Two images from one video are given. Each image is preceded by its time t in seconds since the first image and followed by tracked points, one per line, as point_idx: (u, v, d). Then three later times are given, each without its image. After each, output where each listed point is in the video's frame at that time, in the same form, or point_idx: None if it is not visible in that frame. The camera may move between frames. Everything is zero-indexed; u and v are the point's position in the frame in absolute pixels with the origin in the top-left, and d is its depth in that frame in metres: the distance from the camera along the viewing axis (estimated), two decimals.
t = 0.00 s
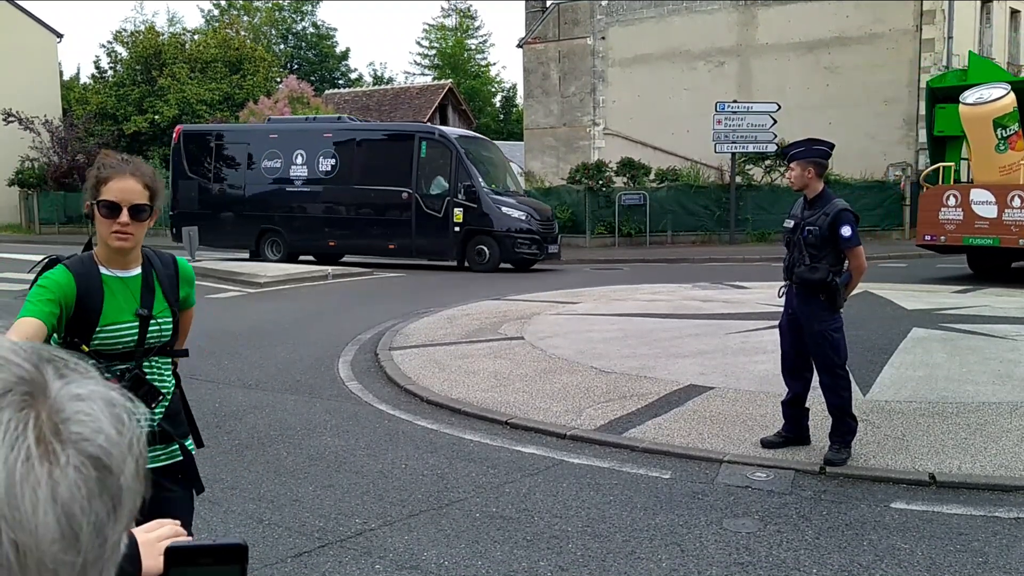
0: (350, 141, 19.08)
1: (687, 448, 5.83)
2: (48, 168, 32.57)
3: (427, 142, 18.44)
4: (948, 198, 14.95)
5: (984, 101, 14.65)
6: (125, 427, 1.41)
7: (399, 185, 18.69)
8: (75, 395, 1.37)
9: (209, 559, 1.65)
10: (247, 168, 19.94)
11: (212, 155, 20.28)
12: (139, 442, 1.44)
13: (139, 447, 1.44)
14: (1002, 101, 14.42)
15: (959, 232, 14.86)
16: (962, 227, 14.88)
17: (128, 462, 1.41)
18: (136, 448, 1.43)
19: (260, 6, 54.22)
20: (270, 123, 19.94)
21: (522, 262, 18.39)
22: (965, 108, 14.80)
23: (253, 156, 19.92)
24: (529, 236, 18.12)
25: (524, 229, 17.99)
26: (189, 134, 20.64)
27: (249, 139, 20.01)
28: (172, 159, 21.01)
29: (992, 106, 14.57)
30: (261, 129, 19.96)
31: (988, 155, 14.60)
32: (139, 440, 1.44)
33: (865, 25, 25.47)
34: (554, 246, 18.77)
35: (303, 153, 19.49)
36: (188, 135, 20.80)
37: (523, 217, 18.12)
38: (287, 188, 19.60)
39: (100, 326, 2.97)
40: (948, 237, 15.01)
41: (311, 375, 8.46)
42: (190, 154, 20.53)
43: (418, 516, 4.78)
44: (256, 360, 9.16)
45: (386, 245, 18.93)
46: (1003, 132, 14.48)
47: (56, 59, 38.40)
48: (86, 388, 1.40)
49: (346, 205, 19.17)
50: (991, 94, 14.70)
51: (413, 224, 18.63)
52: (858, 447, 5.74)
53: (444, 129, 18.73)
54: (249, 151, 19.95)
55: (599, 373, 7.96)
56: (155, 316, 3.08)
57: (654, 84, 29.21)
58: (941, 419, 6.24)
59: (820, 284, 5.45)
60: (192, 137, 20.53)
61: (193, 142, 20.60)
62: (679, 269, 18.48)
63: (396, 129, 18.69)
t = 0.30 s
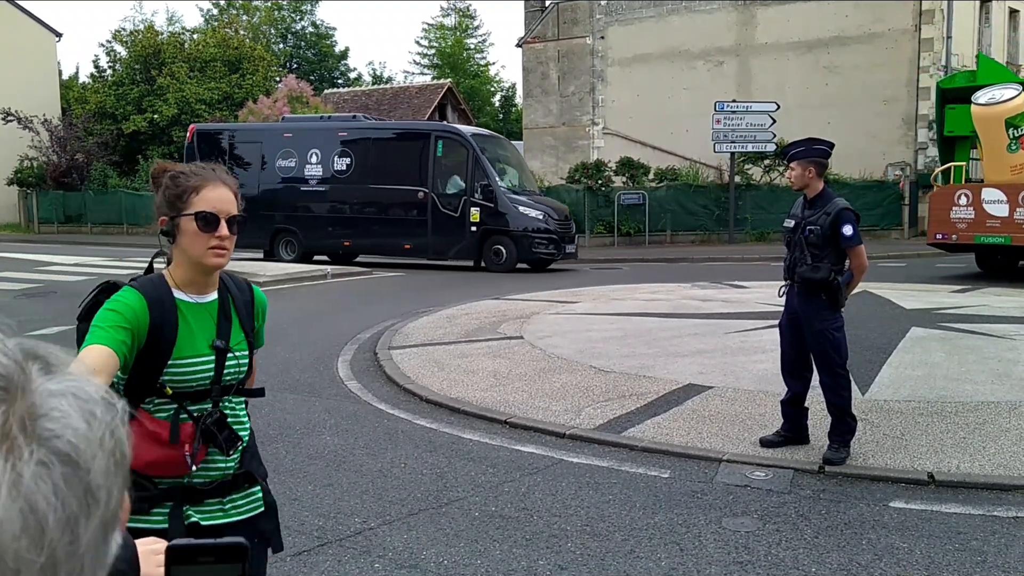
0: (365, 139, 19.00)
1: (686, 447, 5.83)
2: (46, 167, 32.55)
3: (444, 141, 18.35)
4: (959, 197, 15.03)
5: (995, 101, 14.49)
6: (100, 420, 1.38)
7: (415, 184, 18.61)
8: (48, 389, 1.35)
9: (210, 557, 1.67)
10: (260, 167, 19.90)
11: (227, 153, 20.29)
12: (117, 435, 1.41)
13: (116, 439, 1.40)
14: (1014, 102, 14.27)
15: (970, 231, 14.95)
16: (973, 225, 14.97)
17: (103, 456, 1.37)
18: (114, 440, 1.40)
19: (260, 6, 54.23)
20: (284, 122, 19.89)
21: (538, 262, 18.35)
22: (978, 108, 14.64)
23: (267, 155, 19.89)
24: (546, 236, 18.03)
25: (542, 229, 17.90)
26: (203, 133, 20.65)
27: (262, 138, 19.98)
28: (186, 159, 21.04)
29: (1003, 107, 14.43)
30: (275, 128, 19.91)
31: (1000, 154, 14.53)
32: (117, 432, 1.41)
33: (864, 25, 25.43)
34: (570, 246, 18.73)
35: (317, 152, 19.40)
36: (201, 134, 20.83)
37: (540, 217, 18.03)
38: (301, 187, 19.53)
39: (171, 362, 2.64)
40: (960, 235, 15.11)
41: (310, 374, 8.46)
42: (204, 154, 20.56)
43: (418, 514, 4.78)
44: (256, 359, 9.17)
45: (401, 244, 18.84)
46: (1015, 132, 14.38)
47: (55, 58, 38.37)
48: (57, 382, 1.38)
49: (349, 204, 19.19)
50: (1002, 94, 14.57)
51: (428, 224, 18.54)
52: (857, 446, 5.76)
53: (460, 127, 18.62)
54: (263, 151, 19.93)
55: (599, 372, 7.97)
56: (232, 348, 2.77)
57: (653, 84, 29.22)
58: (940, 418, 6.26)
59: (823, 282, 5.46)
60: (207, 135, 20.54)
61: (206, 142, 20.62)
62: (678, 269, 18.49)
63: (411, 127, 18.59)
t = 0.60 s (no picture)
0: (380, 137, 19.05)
1: (684, 446, 5.84)
2: (44, 166, 32.59)
3: (459, 140, 18.19)
4: (970, 196, 15.05)
5: (1009, 102, 14.46)
6: (52, 419, 1.17)
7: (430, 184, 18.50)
8: None
9: (206, 553, 1.59)
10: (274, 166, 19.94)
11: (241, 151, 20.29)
12: (72, 434, 1.19)
13: (73, 437, 1.19)
14: None
15: (980, 229, 14.99)
16: (983, 224, 14.99)
17: (55, 459, 1.17)
18: (69, 440, 1.19)
19: (258, 5, 54.26)
20: (297, 121, 19.92)
21: (555, 262, 17.91)
22: (991, 109, 14.63)
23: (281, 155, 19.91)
24: (562, 236, 17.60)
25: (559, 229, 17.50)
26: (216, 132, 20.67)
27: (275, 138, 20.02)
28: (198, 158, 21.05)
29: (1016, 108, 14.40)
30: (288, 127, 19.95)
31: (1012, 154, 14.49)
32: (74, 430, 1.20)
33: (862, 25, 25.43)
34: (588, 247, 18.12)
35: (332, 151, 19.49)
36: (213, 134, 20.86)
37: (556, 217, 17.63)
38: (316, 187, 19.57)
39: (272, 404, 2.29)
40: (970, 234, 15.16)
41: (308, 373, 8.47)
42: (217, 153, 20.59)
43: (414, 514, 4.78)
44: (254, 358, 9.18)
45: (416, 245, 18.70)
46: None
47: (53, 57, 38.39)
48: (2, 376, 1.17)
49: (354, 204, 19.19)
50: (1015, 95, 14.52)
51: (443, 224, 18.38)
52: (854, 445, 5.76)
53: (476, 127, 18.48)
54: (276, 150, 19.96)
55: (596, 371, 7.98)
56: (341, 379, 2.42)
57: (651, 84, 29.25)
58: (937, 417, 6.27)
59: (822, 282, 5.46)
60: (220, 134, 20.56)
61: (219, 141, 20.65)
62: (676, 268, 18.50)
63: (428, 127, 18.53)
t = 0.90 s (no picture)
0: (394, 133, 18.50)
1: (679, 445, 5.85)
2: (38, 166, 32.53)
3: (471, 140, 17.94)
4: (974, 194, 15.11)
5: (1014, 102, 14.54)
6: (51, 413, 1.27)
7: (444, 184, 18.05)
8: None
9: (199, 551, 1.58)
10: (283, 165, 19.57)
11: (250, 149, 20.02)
12: (70, 428, 1.30)
13: (69, 433, 1.29)
14: None
15: (984, 227, 15.10)
16: (987, 222, 15.10)
17: (54, 452, 1.28)
18: (67, 434, 1.29)
19: (253, 4, 54.15)
20: (307, 119, 19.49)
21: (569, 261, 17.75)
22: (996, 109, 14.70)
23: (290, 154, 19.49)
24: (577, 236, 17.43)
25: (573, 228, 17.32)
26: (228, 131, 20.47)
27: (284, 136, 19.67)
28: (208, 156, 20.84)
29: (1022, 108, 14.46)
30: (298, 125, 19.55)
31: (1017, 153, 14.52)
32: (72, 424, 1.30)
33: (856, 25, 25.46)
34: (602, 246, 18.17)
35: (342, 151, 18.96)
36: (223, 132, 20.65)
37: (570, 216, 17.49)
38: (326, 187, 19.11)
39: (437, 418, 2.06)
40: (974, 231, 15.27)
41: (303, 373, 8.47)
42: (227, 152, 20.36)
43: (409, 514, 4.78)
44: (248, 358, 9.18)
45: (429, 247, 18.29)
46: None
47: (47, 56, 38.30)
48: (7, 371, 1.28)
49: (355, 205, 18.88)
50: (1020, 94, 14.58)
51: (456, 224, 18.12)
52: (848, 444, 5.78)
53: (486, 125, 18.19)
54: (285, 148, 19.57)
55: (591, 370, 7.99)
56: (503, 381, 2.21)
57: (647, 83, 29.28)
58: (931, 416, 6.29)
59: (818, 281, 5.45)
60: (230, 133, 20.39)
61: (229, 140, 20.43)
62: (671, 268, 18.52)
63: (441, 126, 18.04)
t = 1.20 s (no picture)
0: (404, 129, 18.47)
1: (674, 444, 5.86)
2: (32, 165, 32.46)
3: (484, 138, 17.66)
4: (978, 193, 15.12)
5: (1017, 102, 14.66)
6: (48, 405, 1.28)
7: (445, 182, 18.04)
8: None
9: (189, 548, 1.57)
10: (293, 163, 19.49)
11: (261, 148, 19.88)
12: (66, 422, 1.30)
13: (66, 426, 1.30)
14: None
15: (989, 226, 15.07)
16: (992, 220, 15.08)
17: (53, 444, 1.28)
18: (64, 426, 1.30)
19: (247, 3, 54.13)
20: (318, 118, 19.49)
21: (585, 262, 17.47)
22: (1000, 109, 14.82)
23: (300, 152, 19.46)
24: (592, 235, 17.15)
25: (588, 228, 17.07)
26: (238, 129, 20.28)
27: (293, 135, 19.60)
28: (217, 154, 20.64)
29: None
30: (308, 124, 19.52)
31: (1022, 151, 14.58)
32: (67, 418, 1.30)
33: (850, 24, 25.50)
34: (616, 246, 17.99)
35: (354, 149, 18.94)
36: (233, 130, 20.47)
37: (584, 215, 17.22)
38: (337, 185, 19.05)
39: (691, 476, 1.84)
40: (978, 230, 15.22)
41: (298, 372, 8.45)
42: (237, 151, 20.17)
43: (406, 512, 4.77)
44: (243, 357, 9.16)
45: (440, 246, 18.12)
46: None
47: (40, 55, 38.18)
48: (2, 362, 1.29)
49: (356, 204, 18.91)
50: None
51: (469, 222, 17.81)
52: (843, 442, 5.79)
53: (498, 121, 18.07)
54: (295, 147, 19.53)
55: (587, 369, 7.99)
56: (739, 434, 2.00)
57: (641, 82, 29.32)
58: (926, 414, 6.30)
59: (808, 280, 5.46)
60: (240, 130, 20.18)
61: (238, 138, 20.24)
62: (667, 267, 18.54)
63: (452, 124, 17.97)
